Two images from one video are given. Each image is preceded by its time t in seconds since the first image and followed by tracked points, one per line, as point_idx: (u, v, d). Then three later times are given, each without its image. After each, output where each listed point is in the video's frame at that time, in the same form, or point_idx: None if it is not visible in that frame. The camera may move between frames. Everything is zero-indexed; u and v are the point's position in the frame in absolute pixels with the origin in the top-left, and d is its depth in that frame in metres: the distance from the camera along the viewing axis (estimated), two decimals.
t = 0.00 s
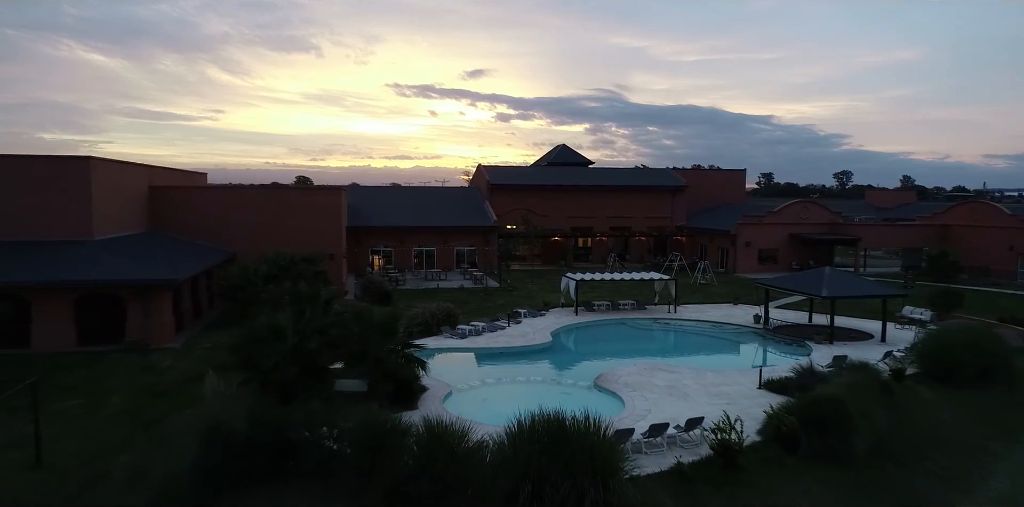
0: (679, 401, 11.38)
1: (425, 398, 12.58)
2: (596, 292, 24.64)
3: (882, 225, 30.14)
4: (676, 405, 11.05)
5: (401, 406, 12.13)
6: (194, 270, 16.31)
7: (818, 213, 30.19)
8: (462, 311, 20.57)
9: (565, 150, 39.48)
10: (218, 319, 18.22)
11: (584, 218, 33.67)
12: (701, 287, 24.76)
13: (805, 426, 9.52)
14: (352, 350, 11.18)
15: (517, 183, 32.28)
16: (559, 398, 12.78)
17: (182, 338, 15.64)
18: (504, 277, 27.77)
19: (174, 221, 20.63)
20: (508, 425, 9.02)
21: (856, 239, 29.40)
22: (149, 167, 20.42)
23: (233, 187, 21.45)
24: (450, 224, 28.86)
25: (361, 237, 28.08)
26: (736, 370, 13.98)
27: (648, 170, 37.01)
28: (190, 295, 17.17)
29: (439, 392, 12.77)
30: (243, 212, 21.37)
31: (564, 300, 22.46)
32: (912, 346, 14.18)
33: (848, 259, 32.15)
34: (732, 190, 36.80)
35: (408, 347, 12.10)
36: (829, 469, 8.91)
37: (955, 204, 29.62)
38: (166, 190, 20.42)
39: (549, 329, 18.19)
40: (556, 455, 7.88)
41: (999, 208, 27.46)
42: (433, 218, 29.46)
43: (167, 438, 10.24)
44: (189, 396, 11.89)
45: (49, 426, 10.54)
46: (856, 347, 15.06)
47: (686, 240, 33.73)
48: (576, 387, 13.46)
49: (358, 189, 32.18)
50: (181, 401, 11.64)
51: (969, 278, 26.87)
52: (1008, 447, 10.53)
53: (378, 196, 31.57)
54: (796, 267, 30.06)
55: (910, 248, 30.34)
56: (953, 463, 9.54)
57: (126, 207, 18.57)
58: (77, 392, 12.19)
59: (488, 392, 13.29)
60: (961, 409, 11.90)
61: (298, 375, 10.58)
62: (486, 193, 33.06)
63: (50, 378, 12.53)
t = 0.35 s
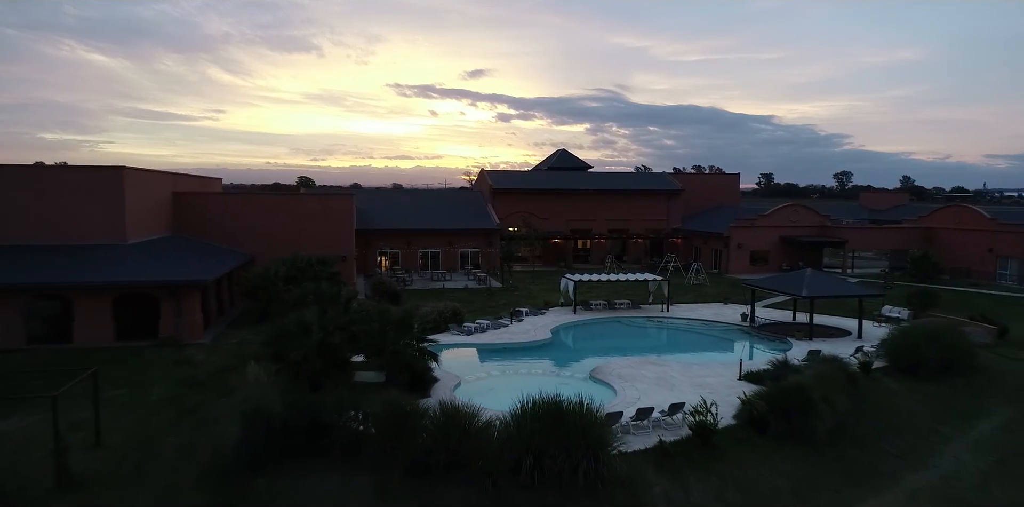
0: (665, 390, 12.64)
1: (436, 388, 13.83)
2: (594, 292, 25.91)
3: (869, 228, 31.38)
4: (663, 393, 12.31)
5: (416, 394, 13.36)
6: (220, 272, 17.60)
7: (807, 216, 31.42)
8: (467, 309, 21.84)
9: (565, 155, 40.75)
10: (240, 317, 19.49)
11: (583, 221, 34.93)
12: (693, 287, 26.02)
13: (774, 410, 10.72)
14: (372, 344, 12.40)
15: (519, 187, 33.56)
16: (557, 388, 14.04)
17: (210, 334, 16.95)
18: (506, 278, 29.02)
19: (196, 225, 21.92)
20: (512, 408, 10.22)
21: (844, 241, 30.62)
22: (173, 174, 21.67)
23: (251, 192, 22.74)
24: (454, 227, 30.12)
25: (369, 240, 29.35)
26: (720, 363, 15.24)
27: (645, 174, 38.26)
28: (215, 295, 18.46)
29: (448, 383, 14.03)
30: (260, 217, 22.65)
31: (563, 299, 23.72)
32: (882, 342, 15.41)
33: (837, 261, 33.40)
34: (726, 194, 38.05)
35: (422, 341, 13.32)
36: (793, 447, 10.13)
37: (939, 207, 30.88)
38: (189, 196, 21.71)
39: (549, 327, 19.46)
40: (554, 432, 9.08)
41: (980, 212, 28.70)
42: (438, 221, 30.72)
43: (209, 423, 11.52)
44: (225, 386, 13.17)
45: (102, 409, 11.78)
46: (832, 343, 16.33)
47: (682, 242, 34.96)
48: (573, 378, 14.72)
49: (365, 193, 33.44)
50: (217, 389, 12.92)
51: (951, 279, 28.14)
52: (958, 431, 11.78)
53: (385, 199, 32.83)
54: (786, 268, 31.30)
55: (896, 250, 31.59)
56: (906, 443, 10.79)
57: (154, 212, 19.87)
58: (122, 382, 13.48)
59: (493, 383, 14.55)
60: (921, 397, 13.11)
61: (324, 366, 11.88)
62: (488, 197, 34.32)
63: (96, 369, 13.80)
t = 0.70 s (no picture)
0: (653, 380, 13.98)
1: (445, 379, 15.18)
2: (592, 292, 27.23)
3: (856, 230, 32.70)
4: (650, 383, 13.66)
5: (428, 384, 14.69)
6: (243, 273, 18.94)
7: (797, 219, 32.74)
8: (472, 308, 23.18)
9: (565, 159, 42.09)
10: (260, 316, 20.82)
11: (582, 224, 36.25)
12: (686, 287, 27.35)
13: (747, 397, 12.03)
14: (388, 339, 13.74)
15: (520, 192, 34.88)
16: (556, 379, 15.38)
17: (235, 331, 18.29)
18: (508, 279, 30.35)
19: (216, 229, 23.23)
20: (515, 395, 11.52)
21: (832, 243, 31.94)
22: (194, 181, 22.98)
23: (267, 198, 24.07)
24: (458, 230, 31.45)
25: (377, 242, 30.67)
26: (707, 358, 16.56)
27: (642, 178, 39.58)
28: (238, 295, 19.80)
29: (456, 375, 15.38)
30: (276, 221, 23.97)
31: (563, 299, 25.06)
32: (855, 338, 16.72)
33: (826, 262, 34.74)
34: (720, 197, 39.38)
35: (434, 336, 14.62)
36: (764, 431, 11.45)
37: (922, 211, 32.22)
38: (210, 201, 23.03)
39: (549, 325, 20.80)
40: (552, 415, 10.37)
41: (961, 215, 30.04)
42: (443, 224, 32.02)
43: (244, 410, 12.85)
44: (254, 378, 14.51)
45: (147, 398, 13.10)
46: (810, 340, 17.65)
47: (677, 244, 36.29)
48: (570, 371, 16.06)
49: (372, 197, 34.75)
50: (247, 381, 14.27)
51: (933, 280, 29.47)
52: (916, 417, 13.10)
53: (391, 203, 34.15)
54: (776, 269, 32.62)
55: (882, 252, 32.93)
56: (864, 428, 12.12)
57: (178, 217, 21.22)
58: (160, 373, 14.79)
59: (497, 375, 15.89)
60: (886, 387, 14.41)
61: (345, 359, 13.24)
62: (491, 200, 35.64)
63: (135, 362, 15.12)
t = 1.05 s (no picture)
0: (643, 374, 15.36)
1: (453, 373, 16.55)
2: (590, 293, 28.60)
3: (843, 234, 34.08)
4: (640, 376, 15.04)
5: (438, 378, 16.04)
6: (264, 275, 20.33)
7: (787, 223, 34.10)
8: (477, 308, 24.55)
9: (564, 164, 43.47)
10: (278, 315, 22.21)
11: (581, 227, 37.62)
12: (680, 288, 28.72)
13: (726, 389, 13.35)
14: (402, 336, 15.08)
15: (521, 196, 36.25)
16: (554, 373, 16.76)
17: (256, 328, 19.66)
18: (509, 280, 31.71)
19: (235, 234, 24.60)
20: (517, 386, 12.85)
21: (820, 246, 33.30)
22: (214, 189, 24.35)
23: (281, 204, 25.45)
24: (462, 233, 32.81)
25: (385, 245, 32.04)
26: (694, 354, 17.93)
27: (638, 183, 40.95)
28: (258, 296, 21.17)
29: (463, 369, 16.77)
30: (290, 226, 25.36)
31: (562, 299, 26.43)
32: (831, 335, 18.07)
33: (814, 264, 36.13)
34: (714, 201, 40.77)
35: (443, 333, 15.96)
36: (740, 418, 12.79)
37: (907, 215, 33.61)
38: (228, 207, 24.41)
39: (549, 324, 22.18)
40: (551, 402, 11.71)
41: (943, 219, 31.40)
42: (447, 227, 33.40)
43: (272, 399, 14.18)
44: (278, 372, 15.85)
45: (184, 387, 14.42)
46: (791, 337, 19.04)
47: (672, 247, 37.66)
48: (568, 366, 17.45)
49: (378, 202, 36.12)
50: (273, 375, 15.61)
51: (916, 281, 30.87)
52: (881, 407, 14.45)
53: (397, 207, 35.51)
54: (767, 270, 33.99)
55: (868, 254, 34.31)
56: (831, 417, 13.47)
57: (201, 223, 22.60)
58: (192, 367, 16.13)
59: (501, 369, 17.26)
60: (856, 380, 15.75)
61: (364, 355, 14.57)
62: (493, 204, 37.01)
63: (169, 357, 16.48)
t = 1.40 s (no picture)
0: (635, 369, 16.77)
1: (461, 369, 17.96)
2: (588, 295, 30.00)
3: (832, 237, 35.44)
4: (632, 372, 16.45)
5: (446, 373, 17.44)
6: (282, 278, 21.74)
7: (778, 227, 35.46)
8: (480, 309, 25.95)
9: (564, 169, 44.93)
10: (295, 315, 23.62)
11: (580, 231, 39.04)
12: (674, 290, 30.13)
13: (709, 382, 14.71)
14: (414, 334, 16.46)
15: (522, 201, 37.67)
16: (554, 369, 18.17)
17: (277, 328, 21.11)
18: (511, 282, 33.12)
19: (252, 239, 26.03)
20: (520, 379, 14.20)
21: (809, 249, 34.68)
22: (232, 196, 25.78)
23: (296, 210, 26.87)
24: (466, 237, 34.23)
25: (392, 248, 33.46)
26: (684, 351, 19.34)
27: (635, 188, 42.38)
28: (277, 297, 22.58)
29: (470, 365, 18.18)
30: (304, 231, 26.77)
31: (561, 301, 27.83)
32: (811, 334, 19.43)
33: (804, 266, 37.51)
34: (708, 205, 42.18)
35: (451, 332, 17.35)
36: (721, 409, 14.15)
37: (893, 219, 34.96)
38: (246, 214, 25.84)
39: (549, 324, 23.59)
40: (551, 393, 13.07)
41: (927, 224, 32.77)
42: (451, 231, 34.82)
43: (297, 392, 15.61)
44: (300, 367, 17.24)
45: (216, 379, 15.84)
46: (774, 336, 20.44)
47: (667, 250, 39.07)
48: (566, 362, 18.85)
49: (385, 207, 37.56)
50: (295, 370, 16.99)
51: (900, 283, 32.26)
52: (852, 399, 15.82)
53: (404, 212, 36.95)
54: (759, 273, 35.37)
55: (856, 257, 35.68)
56: (804, 408, 14.84)
57: (221, 228, 24.03)
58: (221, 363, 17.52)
59: (505, 365, 18.70)
60: (831, 375, 17.11)
61: (380, 352, 15.96)
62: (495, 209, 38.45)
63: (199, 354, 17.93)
